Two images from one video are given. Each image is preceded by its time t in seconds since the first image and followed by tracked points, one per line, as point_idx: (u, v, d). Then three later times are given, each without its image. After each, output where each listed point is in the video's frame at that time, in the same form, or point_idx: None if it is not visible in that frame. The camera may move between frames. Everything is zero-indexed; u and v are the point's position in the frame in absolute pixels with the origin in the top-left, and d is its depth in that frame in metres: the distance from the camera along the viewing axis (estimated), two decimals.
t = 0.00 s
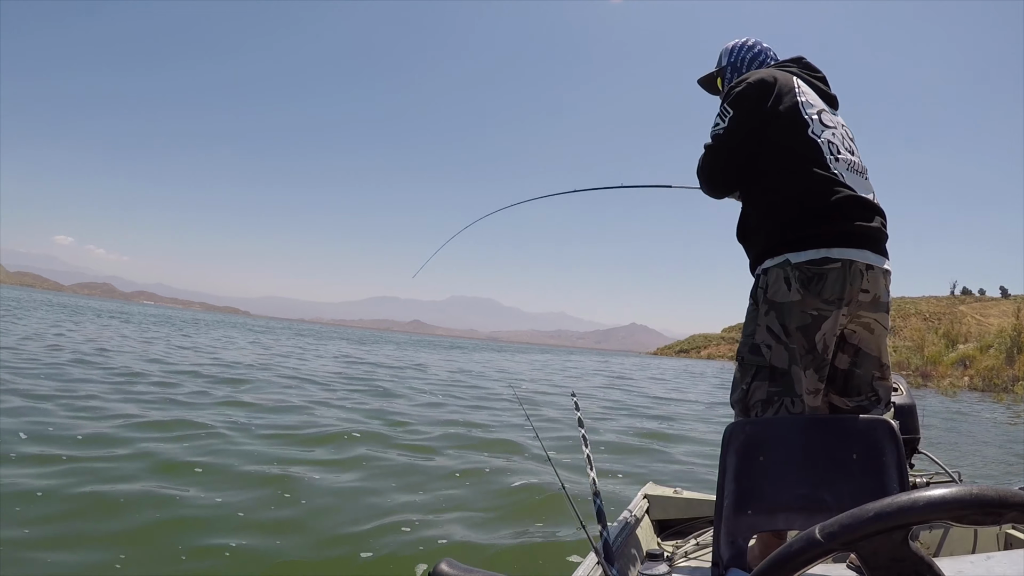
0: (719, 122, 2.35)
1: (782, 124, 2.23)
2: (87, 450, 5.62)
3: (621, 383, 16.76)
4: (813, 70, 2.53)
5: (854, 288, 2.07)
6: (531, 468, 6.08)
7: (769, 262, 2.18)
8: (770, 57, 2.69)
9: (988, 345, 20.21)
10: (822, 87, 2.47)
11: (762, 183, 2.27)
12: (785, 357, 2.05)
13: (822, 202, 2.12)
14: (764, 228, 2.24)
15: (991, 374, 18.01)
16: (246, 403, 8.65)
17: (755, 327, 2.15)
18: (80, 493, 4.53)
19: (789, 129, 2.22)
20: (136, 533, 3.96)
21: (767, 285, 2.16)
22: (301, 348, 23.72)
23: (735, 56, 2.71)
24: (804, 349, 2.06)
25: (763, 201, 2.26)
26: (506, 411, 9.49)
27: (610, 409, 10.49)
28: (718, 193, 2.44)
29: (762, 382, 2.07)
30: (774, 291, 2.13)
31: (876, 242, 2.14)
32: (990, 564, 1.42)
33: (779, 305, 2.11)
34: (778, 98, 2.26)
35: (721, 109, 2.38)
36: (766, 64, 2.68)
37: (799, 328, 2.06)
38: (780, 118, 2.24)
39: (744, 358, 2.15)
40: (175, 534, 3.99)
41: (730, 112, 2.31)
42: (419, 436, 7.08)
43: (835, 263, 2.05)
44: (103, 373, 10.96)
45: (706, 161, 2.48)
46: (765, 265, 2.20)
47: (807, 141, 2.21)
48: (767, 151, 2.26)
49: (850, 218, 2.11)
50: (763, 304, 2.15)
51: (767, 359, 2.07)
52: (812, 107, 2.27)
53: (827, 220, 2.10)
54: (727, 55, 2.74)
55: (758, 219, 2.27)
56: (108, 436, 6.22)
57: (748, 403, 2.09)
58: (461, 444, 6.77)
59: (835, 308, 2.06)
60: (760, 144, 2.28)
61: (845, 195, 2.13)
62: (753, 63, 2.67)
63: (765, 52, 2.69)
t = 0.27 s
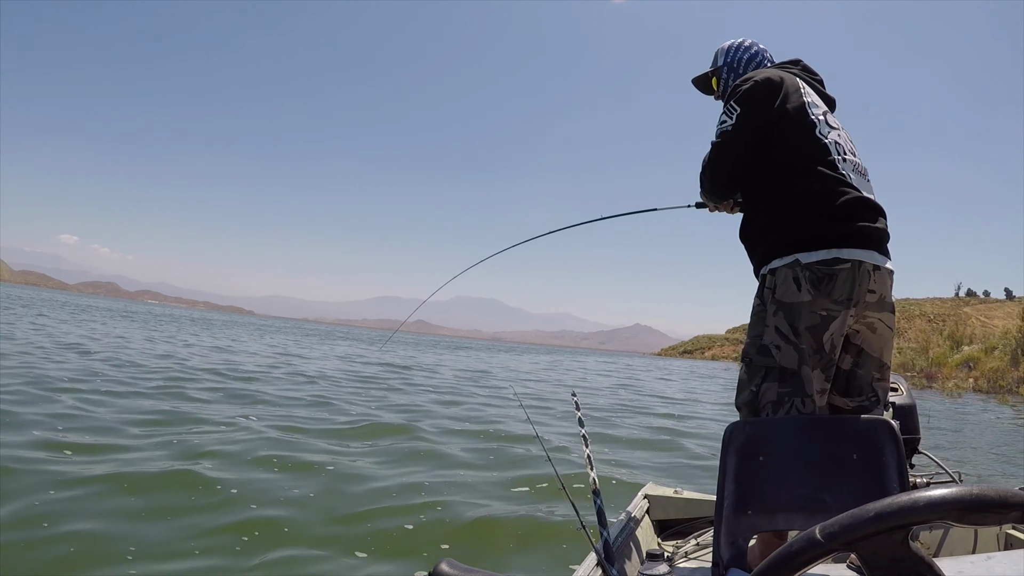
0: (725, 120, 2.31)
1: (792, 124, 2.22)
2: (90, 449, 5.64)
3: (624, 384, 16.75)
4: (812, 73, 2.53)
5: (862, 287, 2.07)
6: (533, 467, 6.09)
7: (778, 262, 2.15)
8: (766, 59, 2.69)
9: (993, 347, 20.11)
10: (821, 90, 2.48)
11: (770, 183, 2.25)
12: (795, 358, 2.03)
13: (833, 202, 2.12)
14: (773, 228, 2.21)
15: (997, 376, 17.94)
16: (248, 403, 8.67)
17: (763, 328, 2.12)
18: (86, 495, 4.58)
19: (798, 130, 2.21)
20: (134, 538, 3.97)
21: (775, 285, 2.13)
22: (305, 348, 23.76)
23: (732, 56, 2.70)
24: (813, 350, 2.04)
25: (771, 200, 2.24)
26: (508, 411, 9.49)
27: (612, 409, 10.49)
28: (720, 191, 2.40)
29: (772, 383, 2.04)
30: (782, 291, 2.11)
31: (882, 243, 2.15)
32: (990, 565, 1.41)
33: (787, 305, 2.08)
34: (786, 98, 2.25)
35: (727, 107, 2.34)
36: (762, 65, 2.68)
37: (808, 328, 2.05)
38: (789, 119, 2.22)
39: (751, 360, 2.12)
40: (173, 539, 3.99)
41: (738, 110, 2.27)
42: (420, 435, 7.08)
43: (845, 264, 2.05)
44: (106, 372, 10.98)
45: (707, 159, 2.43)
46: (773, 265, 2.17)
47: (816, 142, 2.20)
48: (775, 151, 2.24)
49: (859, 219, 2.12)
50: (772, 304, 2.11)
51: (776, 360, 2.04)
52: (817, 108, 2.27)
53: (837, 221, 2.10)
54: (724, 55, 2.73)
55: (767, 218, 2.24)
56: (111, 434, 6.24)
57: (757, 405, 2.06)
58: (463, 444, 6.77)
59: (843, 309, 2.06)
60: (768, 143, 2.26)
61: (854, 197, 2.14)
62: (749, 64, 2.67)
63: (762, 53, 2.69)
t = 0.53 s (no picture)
0: (727, 122, 2.27)
1: (794, 125, 2.21)
2: (94, 452, 5.65)
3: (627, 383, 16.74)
4: (803, 73, 2.52)
5: (864, 287, 2.08)
6: (535, 468, 6.09)
7: (782, 262, 2.13)
8: (756, 58, 2.69)
9: (999, 341, 20.02)
10: (813, 91, 2.49)
11: (774, 185, 2.24)
12: (801, 358, 2.02)
13: (837, 202, 2.12)
14: (776, 229, 2.20)
15: (1003, 370, 17.85)
16: (251, 406, 8.68)
17: (768, 329, 2.10)
18: (92, 496, 4.60)
19: (800, 131, 2.21)
20: (133, 540, 3.93)
21: (779, 286, 2.11)
22: (309, 351, 23.78)
23: (722, 56, 2.70)
24: (818, 349, 2.04)
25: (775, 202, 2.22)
26: (511, 412, 9.49)
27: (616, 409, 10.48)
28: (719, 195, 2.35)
29: (779, 384, 2.03)
30: (788, 291, 2.09)
31: (882, 241, 2.18)
32: (989, 565, 1.41)
33: (792, 305, 2.07)
34: (787, 99, 2.24)
35: (727, 109, 2.30)
36: (752, 65, 2.67)
37: (814, 328, 2.04)
38: (791, 120, 2.21)
39: (757, 362, 2.10)
40: (176, 536, 3.97)
41: (741, 112, 2.23)
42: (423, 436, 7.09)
43: (851, 263, 2.06)
44: (111, 377, 11.01)
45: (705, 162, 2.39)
46: (776, 265, 2.16)
47: (817, 143, 2.20)
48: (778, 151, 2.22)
49: (862, 218, 2.13)
50: (777, 304, 2.10)
51: (782, 361, 2.03)
52: (815, 108, 2.28)
53: (842, 220, 2.10)
54: (714, 55, 2.73)
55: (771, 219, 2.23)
56: (115, 438, 6.25)
57: (764, 407, 2.04)
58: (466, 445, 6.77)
59: (846, 308, 2.07)
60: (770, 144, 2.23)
61: (856, 195, 2.15)
62: (740, 64, 2.66)
63: (751, 53, 2.69)
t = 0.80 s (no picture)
0: (727, 123, 2.26)
1: (794, 125, 2.20)
2: (98, 458, 5.67)
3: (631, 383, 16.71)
4: (800, 73, 2.52)
5: (865, 286, 2.08)
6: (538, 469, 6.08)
7: (783, 263, 2.13)
8: (750, 57, 2.69)
9: (1005, 337, 19.92)
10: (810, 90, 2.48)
11: (774, 184, 2.23)
12: (803, 358, 2.02)
13: (838, 201, 2.12)
14: (777, 229, 2.19)
15: (1010, 366, 17.75)
16: (254, 410, 8.70)
17: (770, 329, 2.09)
18: (95, 502, 4.60)
19: (800, 130, 2.20)
20: (127, 549, 3.91)
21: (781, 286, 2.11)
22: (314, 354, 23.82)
23: (716, 55, 2.70)
24: (819, 349, 2.04)
25: (776, 202, 2.22)
26: (515, 413, 9.49)
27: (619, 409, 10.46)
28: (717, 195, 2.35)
29: (781, 385, 2.02)
30: (789, 292, 2.08)
31: (881, 240, 2.18)
32: (988, 564, 1.40)
33: (794, 306, 2.07)
34: (787, 99, 2.23)
35: (726, 109, 2.29)
36: (746, 63, 2.67)
37: (815, 328, 2.04)
38: (791, 120, 2.20)
39: (758, 363, 2.09)
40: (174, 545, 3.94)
41: (740, 113, 2.23)
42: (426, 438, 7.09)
43: (852, 263, 2.05)
44: (115, 384, 11.04)
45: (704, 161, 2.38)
46: (777, 265, 2.15)
47: (818, 142, 2.20)
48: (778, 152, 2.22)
49: (862, 217, 2.13)
50: (778, 305, 2.09)
51: (785, 362, 2.02)
52: (814, 108, 2.28)
53: (843, 220, 2.09)
54: (708, 54, 2.73)
55: (772, 219, 2.22)
56: (118, 443, 6.27)
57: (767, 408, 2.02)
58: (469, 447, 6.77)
59: (847, 308, 2.07)
60: (770, 145, 2.23)
61: (856, 195, 2.15)
62: (734, 62, 2.66)
63: (745, 51, 2.69)
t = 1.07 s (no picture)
0: (728, 120, 2.26)
1: (797, 124, 2.20)
2: (102, 451, 5.70)
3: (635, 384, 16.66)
4: (807, 72, 2.51)
5: (865, 287, 2.08)
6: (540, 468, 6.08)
7: (784, 262, 2.12)
8: (757, 54, 2.69)
9: (1012, 340, 19.78)
10: (816, 88, 2.48)
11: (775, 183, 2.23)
12: (804, 358, 2.02)
13: (840, 202, 2.11)
14: (777, 228, 2.19)
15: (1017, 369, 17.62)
16: (257, 407, 8.72)
17: (770, 329, 2.09)
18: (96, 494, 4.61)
19: (803, 129, 2.20)
20: (125, 535, 3.91)
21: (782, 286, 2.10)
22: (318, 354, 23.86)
23: (723, 53, 2.70)
24: (820, 349, 2.04)
25: (777, 201, 2.22)
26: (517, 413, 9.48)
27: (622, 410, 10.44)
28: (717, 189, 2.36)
29: (782, 384, 2.02)
30: (790, 292, 2.08)
31: (882, 242, 2.18)
32: (987, 565, 1.40)
33: (794, 306, 2.06)
34: (790, 97, 2.22)
35: (729, 106, 2.29)
36: (753, 61, 2.67)
37: (815, 329, 2.04)
38: (794, 119, 2.20)
39: (759, 362, 2.08)
40: (165, 536, 3.90)
41: (742, 110, 2.22)
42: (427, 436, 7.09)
43: (853, 263, 2.05)
44: (119, 381, 11.09)
45: (704, 156, 2.38)
46: (778, 265, 2.14)
47: (820, 142, 2.19)
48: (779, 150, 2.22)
49: (864, 219, 2.12)
50: (778, 305, 2.09)
51: (785, 362, 2.02)
52: (819, 107, 2.27)
53: (845, 221, 2.09)
54: (715, 52, 2.73)
55: (772, 218, 2.22)
56: (122, 437, 6.30)
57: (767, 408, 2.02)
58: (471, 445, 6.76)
59: (847, 309, 2.07)
60: (772, 143, 2.22)
61: (858, 196, 2.14)
62: (741, 60, 2.66)
63: (753, 49, 2.68)
